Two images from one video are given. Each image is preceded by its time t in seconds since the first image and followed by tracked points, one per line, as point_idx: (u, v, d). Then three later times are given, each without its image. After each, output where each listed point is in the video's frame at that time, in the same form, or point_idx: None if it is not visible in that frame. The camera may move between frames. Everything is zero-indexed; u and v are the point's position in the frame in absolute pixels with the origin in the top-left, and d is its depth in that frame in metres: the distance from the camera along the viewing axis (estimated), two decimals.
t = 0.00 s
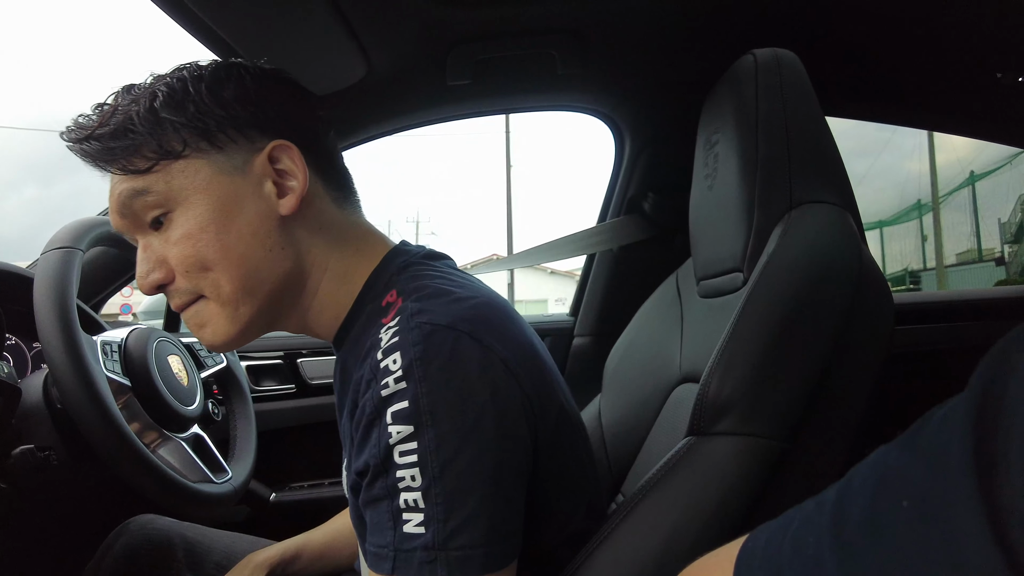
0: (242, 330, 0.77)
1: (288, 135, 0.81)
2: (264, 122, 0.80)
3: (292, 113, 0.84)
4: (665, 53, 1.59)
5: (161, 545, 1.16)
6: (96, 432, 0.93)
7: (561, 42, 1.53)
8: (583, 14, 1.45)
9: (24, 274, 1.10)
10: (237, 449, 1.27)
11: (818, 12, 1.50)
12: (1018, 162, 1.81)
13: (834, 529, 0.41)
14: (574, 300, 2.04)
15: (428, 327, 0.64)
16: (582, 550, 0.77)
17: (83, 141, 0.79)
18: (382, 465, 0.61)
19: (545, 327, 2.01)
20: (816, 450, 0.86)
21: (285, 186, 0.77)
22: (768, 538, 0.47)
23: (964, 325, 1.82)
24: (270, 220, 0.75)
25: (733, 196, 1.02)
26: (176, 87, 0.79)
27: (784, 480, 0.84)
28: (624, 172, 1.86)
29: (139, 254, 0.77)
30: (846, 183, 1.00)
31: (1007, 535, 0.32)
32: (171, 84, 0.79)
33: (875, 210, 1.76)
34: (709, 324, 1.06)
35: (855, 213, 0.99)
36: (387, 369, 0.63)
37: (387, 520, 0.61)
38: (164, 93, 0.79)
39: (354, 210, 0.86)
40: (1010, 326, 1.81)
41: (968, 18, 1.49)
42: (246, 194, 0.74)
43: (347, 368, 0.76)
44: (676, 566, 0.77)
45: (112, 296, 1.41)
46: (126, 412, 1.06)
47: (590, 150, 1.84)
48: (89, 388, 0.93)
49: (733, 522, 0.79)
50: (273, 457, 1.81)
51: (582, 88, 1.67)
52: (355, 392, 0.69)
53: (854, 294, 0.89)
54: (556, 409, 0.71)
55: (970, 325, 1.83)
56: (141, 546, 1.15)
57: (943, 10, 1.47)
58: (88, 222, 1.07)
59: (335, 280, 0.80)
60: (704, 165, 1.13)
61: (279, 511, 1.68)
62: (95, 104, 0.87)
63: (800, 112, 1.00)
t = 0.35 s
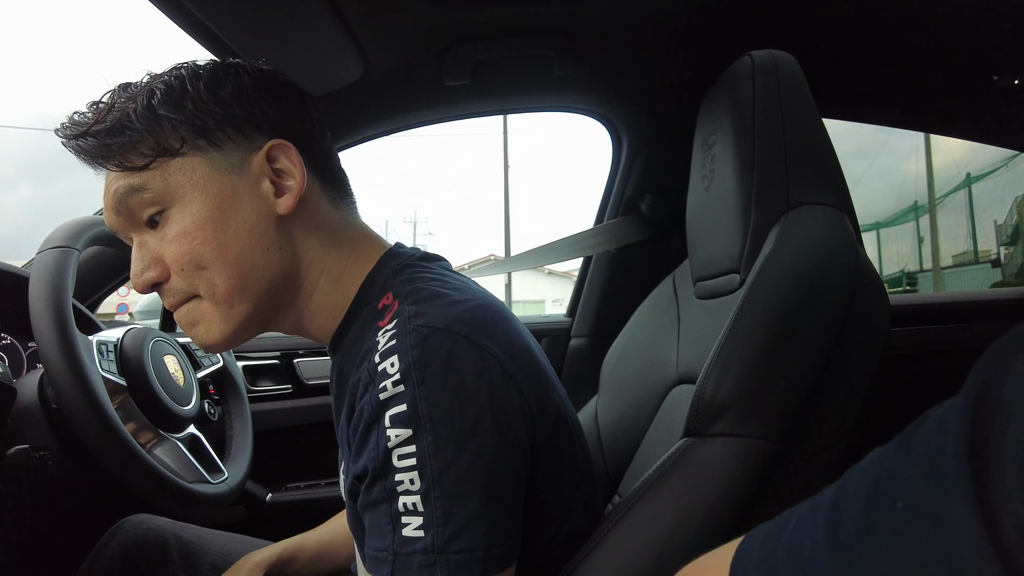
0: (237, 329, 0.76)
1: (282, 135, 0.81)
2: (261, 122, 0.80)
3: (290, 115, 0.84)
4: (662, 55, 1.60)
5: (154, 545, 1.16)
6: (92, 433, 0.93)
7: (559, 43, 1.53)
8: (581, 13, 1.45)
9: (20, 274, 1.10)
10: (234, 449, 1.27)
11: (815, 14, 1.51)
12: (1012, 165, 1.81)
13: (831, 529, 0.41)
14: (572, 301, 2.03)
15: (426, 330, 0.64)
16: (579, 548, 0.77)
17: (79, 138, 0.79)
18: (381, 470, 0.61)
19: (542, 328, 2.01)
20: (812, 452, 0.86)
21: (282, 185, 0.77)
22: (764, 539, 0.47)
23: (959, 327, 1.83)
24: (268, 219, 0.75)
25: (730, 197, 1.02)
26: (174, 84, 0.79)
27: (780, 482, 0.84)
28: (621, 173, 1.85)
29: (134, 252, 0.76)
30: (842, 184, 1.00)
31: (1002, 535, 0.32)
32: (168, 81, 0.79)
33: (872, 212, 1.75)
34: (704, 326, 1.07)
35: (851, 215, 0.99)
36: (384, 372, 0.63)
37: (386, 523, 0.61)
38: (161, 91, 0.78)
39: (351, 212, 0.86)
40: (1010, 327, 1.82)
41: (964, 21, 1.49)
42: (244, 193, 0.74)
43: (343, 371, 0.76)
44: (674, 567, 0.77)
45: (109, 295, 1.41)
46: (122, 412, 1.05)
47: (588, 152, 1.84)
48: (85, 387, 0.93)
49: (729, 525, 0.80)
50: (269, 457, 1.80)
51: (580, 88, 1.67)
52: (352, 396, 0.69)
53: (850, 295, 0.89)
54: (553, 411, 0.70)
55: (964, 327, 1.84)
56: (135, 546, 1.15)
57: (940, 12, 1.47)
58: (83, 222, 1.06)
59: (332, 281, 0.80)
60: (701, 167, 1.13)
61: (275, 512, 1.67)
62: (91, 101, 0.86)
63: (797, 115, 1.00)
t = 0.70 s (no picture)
0: (245, 325, 0.76)
1: (297, 136, 0.82)
2: (273, 120, 0.80)
3: (300, 113, 0.84)
4: (662, 56, 1.60)
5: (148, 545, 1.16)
6: (88, 432, 0.93)
7: (558, 44, 1.53)
8: (580, 15, 1.45)
9: (15, 272, 1.09)
10: (230, 449, 1.27)
11: (814, 18, 1.51)
12: (1011, 167, 1.81)
13: (827, 531, 0.41)
14: (570, 302, 2.03)
15: (432, 331, 0.64)
16: (577, 550, 0.76)
17: (93, 132, 0.79)
18: (385, 468, 0.61)
19: (540, 329, 2.01)
20: (808, 454, 0.86)
21: (293, 182, 0.77)
22: (760, 542, 0.47)
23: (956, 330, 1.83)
24: (277, 216, 0.74)
25: (728, 199, 1.02)
26: (187, 82, 0.79)
27: (779, 483, 0.84)
28: (620, 174, 1.85)
29: (143, 247, 0.76)
30: (841, 187, 1.00)
31: (998, 537, 0.32)
32: (182, 78, 0.79)
33: (871, 214, 1.75)
34: (704, 328, 1.06)
35: (849, 218, 1.00)
36: (391, 372, 0.62)
37: (389, 521, 0.61)
38: (175, 87, 0.78)
39: (360, 211, 0.85)
40: (1008, 330, 1.82)
41: (961, 26, 1.50)
42: (255, 189, 0.74)
43: (348, 372, 0.76)
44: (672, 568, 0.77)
45: (106, 294, 1.40)
46: (118, 412, 1.05)
47: (587, 153, 1.84)
48: (80, 386, 0.92)
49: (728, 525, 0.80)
50: (265, 457, 1.80)
51: (579, 90, 1.67)
52: (357, 396, 0.69)
53: (849, 298, 0.89)
54: (556, 412, 0.70)
55: (960, 330, 1.84)
56: (129, 547, 1.15)
57: (938, 16, 1.48)
58: (79, 221, 1.06)
59: (341, 280, 0.79)
60: (700, 170, 1.14)
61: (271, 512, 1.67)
62: (104, 97, 0.86)
63: (796, 118, 1.00)
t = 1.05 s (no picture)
0: (252, 319, 0.76)
1: (309, 132, 0.82)
2: (285, 117, 0.80)
3: (311, 111, 0.84)
4: (660, 58, 1.60)
5: (144, 546, 1.16)
6: (86, 432, 0.93)
7: (556, 45, 1.53)
8: (579, 17, 1.45)
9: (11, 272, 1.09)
10: (227, 449, 1.26)
11: (811, 20, 1.52)
12: (1007, 170, 1.84)
13: (825, 532, 0.42)
14: (567, 302, 2.04)
15: (438, 331, 0.64)
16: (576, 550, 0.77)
17: (106, 124, 0.79)
18: (388, 468, 0.61)
19: (538, 329, 2.01)
20: (805, 456, 0.87)
21: (303, 180, 0.77)
22: (758, 543, 0.47)
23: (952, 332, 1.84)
24: (286, 213, 0.74)
25: (726, 200, 1.03)
26: (202, 76, 0.79)
27: (777, 484, 0.84)
28: (618, 175, 1.86)
29: (152, 240, 0.76)
30: (840, 190, 1.00)
31: (993, 538, 0.32)
32: (196, 73, 0.79)
33: (866, 216, 1.76)
34: (703, 330, 1.06)
35: (848, 221, 1.00)
36: (397, 372, 0.63)
37: (390, 521, 0.61)
38: (189, 81, 0.79)
39: (367, 210, 0.85)
40: (1006, 332, 1.83)
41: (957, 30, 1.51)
42: (265, 186, 0.74)
43: (352, 371, 0.75)
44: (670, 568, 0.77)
45: (103, 293, 1.39)
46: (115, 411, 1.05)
47: (585, 154, 1.85)
48: (77, 387, 0.92)
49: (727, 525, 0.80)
50: (262, 457, 1.79)
51: (578, 91, 1.68)
52: (362, 394, 0.69)
53: (848, 299, 0.90)
54: (559, 413, 0.70)
55: (956, 332, 1.85)
56: (125, 547, 1.15)
57: (934, 20, 1.48)
58: (75, 221, 1.06)
59: (349, 277, 0.79)
60: (699, 171, 1.14)
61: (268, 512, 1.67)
62: (117, 91, 0.86)
63: (796, 120, 1.00)
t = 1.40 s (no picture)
0: (249, 317, 0.76)
1: (307, 132, 0.82)
2: (284, 117, 0.81)
3: (310, 111, 0.84)
4: (656, 60, 1.61)
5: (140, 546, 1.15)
6: (83, 432, 0.93)
7: (554, 47, 1.53)
8: (576, 19, 1.46)
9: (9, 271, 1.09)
10: (224, 448, 1.26)
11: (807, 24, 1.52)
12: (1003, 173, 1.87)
13: (821, 533, 0.42)
14: (564, 302, 2.04)
15: (435, 333, 0.64)
16: (572, 551, 0.78)
17: (105, 122, 0.79)
18: (386, 469, 0.61)
19: (535, 330, 2.01)
20: (800, 457, 0.87)
21: (302, 180, 0.77)
22: (754, 544, 0.48)
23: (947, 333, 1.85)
24: (285, 212, 0.75)
25: (723, 201, 1.03)
26: (201, 75, 0.79)
27: (773, 485, 0.85)
28: (615, 176, 1.86)
29: (150, 238, 0.76)
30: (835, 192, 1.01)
31: (986, 537, 0.32)
32: (195, 72, 0.79)
33: (863, 217, 1.77)
34: (699, 331, 1.07)
35: (843, 223, 1.01)
36: (395, 373, 0.63)
37: (387, 522, 0.61)
38: (188, 80, 0.79)
39: (366, 210, 0.85)
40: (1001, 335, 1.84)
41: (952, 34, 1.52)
42: (265, 185, 0.74)
43: (349, 371, 0.76)
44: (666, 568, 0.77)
45: (101, 292, 1.39)
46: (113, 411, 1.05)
47: (582, 155, 1.85)
48: (75, 388, 0.92)
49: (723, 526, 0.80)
50: (259, 457, 1.79)
51: (575, 93, 1.68)
52: (359, 395, 0.69)
53: (843, 301, 0.90)
54: (556, 414, 0.71)
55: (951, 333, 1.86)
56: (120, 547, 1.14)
57: (929, 24, 1.49)
58: (74, 220, 1.06)
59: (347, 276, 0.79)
60: (696, 173, 1.15)
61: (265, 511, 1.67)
62: (115, 89, 0.86)
63: (791, 122, 1.01)
